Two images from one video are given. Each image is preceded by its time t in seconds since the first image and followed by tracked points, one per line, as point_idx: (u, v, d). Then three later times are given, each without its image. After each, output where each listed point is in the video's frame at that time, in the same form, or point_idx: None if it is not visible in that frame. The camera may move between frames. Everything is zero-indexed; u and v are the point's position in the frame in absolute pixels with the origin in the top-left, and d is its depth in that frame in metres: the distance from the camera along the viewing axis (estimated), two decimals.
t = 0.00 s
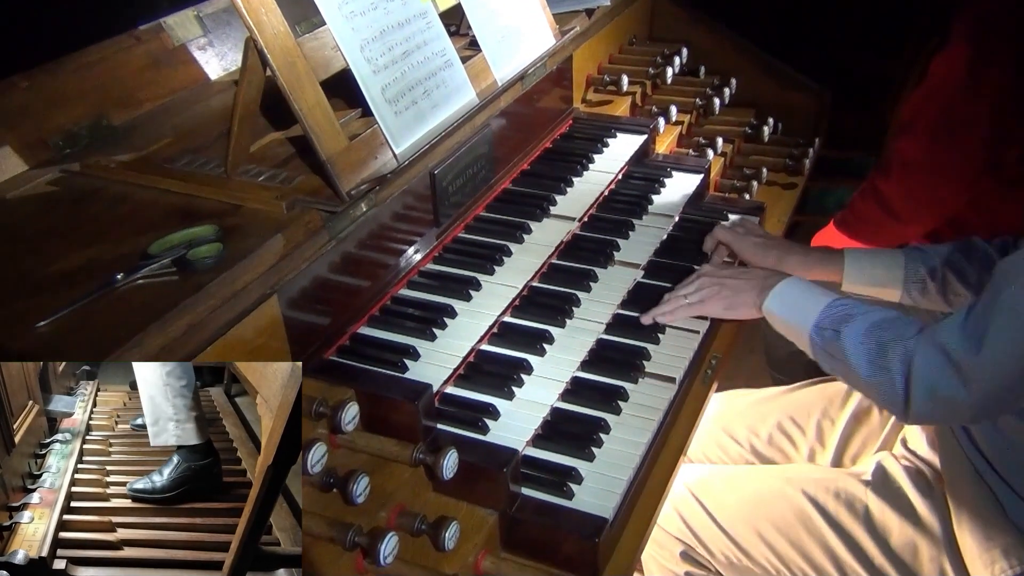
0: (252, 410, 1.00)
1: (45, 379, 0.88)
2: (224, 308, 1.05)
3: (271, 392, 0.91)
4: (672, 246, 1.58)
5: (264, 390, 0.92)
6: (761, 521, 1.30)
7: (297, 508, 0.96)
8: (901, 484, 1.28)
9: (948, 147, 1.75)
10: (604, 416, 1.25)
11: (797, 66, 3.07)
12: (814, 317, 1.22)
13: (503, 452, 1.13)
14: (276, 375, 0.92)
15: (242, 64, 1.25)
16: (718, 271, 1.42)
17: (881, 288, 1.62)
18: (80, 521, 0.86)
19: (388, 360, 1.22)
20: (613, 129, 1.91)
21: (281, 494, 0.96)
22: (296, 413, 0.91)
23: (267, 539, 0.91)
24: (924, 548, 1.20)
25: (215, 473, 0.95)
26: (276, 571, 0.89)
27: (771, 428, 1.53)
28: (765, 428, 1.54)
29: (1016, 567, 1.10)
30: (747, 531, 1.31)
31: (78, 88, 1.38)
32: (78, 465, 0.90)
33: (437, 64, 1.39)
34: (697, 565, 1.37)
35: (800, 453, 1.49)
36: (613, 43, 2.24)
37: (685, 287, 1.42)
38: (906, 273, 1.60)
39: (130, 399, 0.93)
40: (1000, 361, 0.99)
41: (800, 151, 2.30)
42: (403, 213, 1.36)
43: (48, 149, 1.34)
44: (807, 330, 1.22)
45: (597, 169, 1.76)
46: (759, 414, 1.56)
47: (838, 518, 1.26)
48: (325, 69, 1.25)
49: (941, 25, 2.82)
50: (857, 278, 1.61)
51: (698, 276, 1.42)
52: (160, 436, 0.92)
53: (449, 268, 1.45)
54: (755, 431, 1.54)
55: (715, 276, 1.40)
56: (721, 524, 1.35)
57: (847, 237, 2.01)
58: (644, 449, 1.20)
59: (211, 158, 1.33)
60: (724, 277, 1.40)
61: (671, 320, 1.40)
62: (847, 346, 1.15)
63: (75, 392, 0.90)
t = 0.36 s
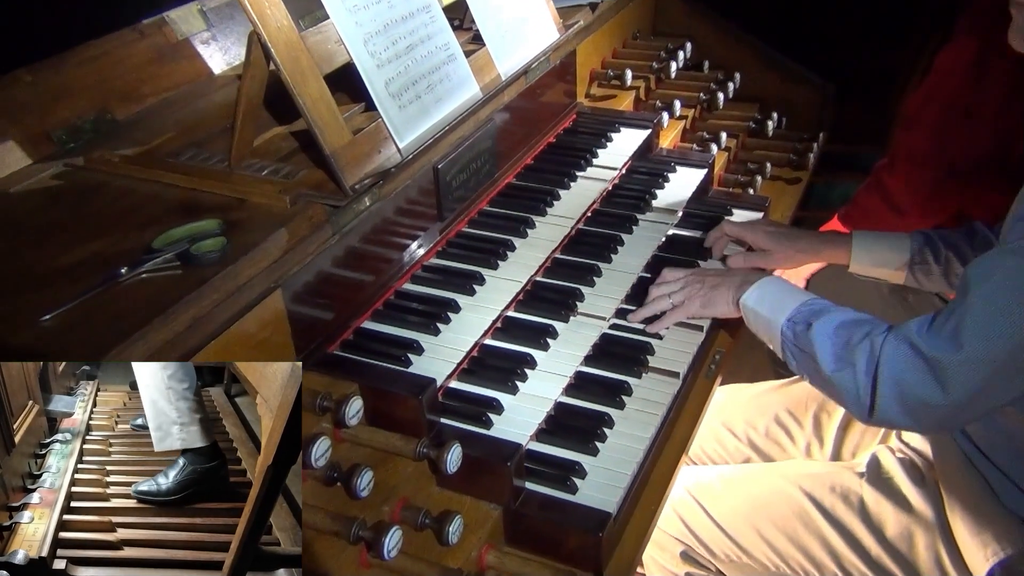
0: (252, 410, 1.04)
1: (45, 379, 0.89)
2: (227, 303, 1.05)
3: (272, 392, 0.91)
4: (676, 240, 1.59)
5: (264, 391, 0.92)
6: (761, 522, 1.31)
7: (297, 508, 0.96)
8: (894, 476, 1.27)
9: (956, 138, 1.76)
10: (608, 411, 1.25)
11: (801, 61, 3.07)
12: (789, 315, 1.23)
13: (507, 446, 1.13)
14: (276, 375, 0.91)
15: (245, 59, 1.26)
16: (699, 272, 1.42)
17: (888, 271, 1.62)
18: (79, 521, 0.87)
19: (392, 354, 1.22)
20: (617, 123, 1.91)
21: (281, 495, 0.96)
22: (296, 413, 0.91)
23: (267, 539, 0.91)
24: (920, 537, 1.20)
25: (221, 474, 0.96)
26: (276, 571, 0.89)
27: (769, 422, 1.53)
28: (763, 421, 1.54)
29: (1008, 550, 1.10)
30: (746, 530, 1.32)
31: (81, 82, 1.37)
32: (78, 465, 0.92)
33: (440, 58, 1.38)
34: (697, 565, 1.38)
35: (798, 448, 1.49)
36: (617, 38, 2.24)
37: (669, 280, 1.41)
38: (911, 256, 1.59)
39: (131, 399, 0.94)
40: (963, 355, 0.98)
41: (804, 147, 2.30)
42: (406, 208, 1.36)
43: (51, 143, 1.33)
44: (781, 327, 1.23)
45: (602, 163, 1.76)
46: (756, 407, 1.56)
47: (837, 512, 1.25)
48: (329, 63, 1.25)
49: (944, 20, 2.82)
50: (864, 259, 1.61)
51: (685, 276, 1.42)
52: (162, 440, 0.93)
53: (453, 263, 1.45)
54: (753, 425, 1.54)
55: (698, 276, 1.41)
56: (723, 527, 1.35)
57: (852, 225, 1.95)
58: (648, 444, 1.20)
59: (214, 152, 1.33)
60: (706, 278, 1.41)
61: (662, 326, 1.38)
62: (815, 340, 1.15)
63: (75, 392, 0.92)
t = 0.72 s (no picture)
0: (252, 411, 1.03)
1: (45, 379, 0.86)
2: (224, 297, 1.03)
3: (272, 392, 0.89)
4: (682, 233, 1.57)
5: (264, 390, 0.90)
6: (767, 517, 1.28)
7: (297, 507, 0.93)
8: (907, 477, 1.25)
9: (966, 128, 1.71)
10: (611, 408, 1.22)
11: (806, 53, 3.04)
12: (803, 299, 1.21)
13: (508, 445, 1.10)
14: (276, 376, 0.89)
15: (241, 50, 1.22)
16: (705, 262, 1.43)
17: (896, 275, 1.61)
18: (80, 521, 0.86)
19: (390, 351, 1.19)
20: (621, 114, 1.88)
21: (281, 494, 0.93)
22: (296, 413, 0.89)
23: (266, 539, 0.89)
24: (932, 538, 1.17)
25: (221, 473, 0.94)
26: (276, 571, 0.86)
27: (780, 421, 1.50)
28: (774, 421, 1.50)
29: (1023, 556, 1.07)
30: (751, 525, 1.29)
31: (73, 73, 1.35)
32: (78, 465, 0.90)
33: (440, 48, 1.36)
34: (701, 561, 1.35)
35: (810, 447, 1.46)
36: (621, 27, 2.20)
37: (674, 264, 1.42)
38: (918, 257, 1.59)
39: (131, 399, 0.90)
40: (991, 341, 0.98)
41: (813, 139, 2.27)
42: (405, 201, 1.33)
43: (44, 135, 1.31)
44: (796, 311, 1.22)
45: (606, 155, 1.73)
46: (766, 407, 1.53)
47: (844, 513, 1.23)
48: (326, 53, 1.22)
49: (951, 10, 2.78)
50: (870, 267, 1.63)
51: (686, 262, 1.43)
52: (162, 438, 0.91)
53: (452, 258, 1.42)
54: (763, 424, 1.51)
55: (703, 262, 1.42)
56: (729, 524, 1.31)
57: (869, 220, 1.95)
58: (653, 442, 1.18)
59: (209, 145, 1.30)
60: (711, 264, 1.42)
61: (660, 306, 1.38)
62: (835, 325, 1.14)
63: (75, 392, 0.89)
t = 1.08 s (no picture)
0: (253, 411, 0.98)
1: (45, 379, 0.83)
2: (215, 295, 0.99)
3: (271, 392, 0.87)
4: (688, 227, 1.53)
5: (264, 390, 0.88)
6: (779, 528, 1.24)
7: (298, 508, 0.89)
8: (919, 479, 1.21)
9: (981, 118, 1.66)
10: (614, 409, 1.18)
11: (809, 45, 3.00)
12: (849, 331, 1.20)
13: (509, 446, 1.07)
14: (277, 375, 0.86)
15: (231, 38, 1.18)
16: (758, 261, 1.34)
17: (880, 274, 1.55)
18: (80, 521, 0.80)
19: (386, 350, 1.15)
20: (624, 106, 1.83)
21: (280, 494, 0.89)
22: (296, 414, 0.87)
23: (266, 539, 0.85)
24: (944, 542, 1.14)
25: (221, 474, 0.89)
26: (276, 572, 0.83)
27: (788, 422, 1.46)
28: (781, 422, 1.46)
29: None
30: (762, 534, 1.25)
31: (58, 62, 1.30)
32: (79, 465, 0.85)
33: (438, 37, 1.31)
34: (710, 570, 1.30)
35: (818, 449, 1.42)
36: (624, 17, 2.15)
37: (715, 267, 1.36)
38: (906, 258, 1.52)
39: (131, 399, 0.86)
40: None
41: (822, 131, 2.23)
42: (401, 196, 1.29)
43: (27, 127, 1.28)
44: (843, 343, 1.21)
45: (608, 148, 1.68)
46: (773, 407, 1.49)
47: (856, 517, 1.19)
48: (320, 42, 1.16)
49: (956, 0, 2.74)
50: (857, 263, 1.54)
51: (737, 257, 1.35)
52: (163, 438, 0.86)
53: (450, 254, 1.38)
54: (770, 425, 1.47)
55: (755, 265, 1.33)
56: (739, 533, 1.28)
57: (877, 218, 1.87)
58: (657, 444, 1.14)
59: (198, 138, 1.26)
60: (764, 268, 1.33)
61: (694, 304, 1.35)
62: (879, 363, 1.14)
63: (75, 392, 0.84)
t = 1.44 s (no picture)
0: (253, 410, 0.93)
1: (45, 379, 0.80)
2: (202, 296, 0.94)
3: (272, 391, 0.80)
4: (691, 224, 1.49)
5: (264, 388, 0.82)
6: (784, 532, 1.20)
7: (298, 507, 0.85)
8: (935, 488, 1.16)
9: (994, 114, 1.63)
10: (617, 413, 1.14)
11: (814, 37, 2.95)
12: (821, 305, 1.14)
13: (508, 452, 1.02)
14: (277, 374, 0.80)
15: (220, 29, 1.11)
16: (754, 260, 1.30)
17: (886, 254, 1.48)
18: (80, 520, 0.79)
19: (381, 352, 1.11)
20: (627, 99, 1.79)
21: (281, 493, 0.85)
22: (297, 413, 0.79)
23: (267, 538, 0.81)
24: (962, 555, 1.09)
25: (216, 476, 0.87)
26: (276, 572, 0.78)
27: (800, 425, 1.42)
28: (793, 424, 1.43)
29: None
30: (765, 540, 1.21)
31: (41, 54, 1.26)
32: (79, 465, 0.84)
33: (434, 28, 1.27)
34: None
35: (833, 451, 1.38)
36: (626, 7, 2.10)
37: (709, 263, 1.32)
38: (911, 236, 1.45)
39: (132, 399, 0.83)
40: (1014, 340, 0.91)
41: (832, 124, 2.18)
42: (396, 192, 1.25)
43: (9, 120, 1.24)
44: (812, 320, 1.14)
45: (610, 143, 1.64)
46: (786, 407, 1.45)
47: (866, 525, 1.15)
48: (311, 33, 1.13)
49: None
50: (856, 246, 1.48)
51: (731, 260, 1.30)
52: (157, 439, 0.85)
53: (447, 252, 1.34)
54: (781, 427, 1.43)
55: (748, 263, 1.29)
56: (739, 537, 1.24)
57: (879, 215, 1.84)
58: (661, 450, 1.10)
59: (186, 132, 1.22)
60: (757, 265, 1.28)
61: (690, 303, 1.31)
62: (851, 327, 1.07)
63: (75, 392, 0.82)
